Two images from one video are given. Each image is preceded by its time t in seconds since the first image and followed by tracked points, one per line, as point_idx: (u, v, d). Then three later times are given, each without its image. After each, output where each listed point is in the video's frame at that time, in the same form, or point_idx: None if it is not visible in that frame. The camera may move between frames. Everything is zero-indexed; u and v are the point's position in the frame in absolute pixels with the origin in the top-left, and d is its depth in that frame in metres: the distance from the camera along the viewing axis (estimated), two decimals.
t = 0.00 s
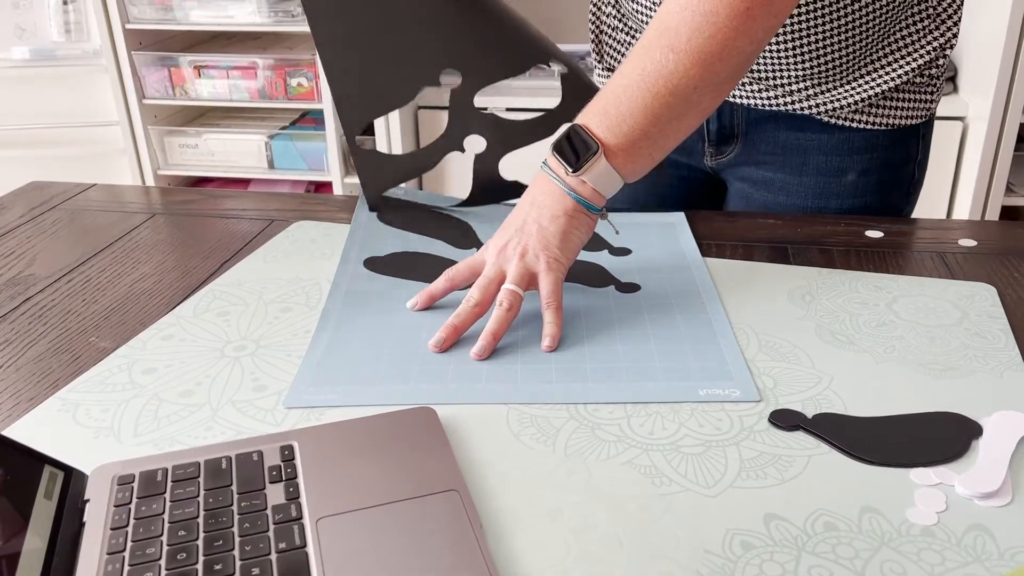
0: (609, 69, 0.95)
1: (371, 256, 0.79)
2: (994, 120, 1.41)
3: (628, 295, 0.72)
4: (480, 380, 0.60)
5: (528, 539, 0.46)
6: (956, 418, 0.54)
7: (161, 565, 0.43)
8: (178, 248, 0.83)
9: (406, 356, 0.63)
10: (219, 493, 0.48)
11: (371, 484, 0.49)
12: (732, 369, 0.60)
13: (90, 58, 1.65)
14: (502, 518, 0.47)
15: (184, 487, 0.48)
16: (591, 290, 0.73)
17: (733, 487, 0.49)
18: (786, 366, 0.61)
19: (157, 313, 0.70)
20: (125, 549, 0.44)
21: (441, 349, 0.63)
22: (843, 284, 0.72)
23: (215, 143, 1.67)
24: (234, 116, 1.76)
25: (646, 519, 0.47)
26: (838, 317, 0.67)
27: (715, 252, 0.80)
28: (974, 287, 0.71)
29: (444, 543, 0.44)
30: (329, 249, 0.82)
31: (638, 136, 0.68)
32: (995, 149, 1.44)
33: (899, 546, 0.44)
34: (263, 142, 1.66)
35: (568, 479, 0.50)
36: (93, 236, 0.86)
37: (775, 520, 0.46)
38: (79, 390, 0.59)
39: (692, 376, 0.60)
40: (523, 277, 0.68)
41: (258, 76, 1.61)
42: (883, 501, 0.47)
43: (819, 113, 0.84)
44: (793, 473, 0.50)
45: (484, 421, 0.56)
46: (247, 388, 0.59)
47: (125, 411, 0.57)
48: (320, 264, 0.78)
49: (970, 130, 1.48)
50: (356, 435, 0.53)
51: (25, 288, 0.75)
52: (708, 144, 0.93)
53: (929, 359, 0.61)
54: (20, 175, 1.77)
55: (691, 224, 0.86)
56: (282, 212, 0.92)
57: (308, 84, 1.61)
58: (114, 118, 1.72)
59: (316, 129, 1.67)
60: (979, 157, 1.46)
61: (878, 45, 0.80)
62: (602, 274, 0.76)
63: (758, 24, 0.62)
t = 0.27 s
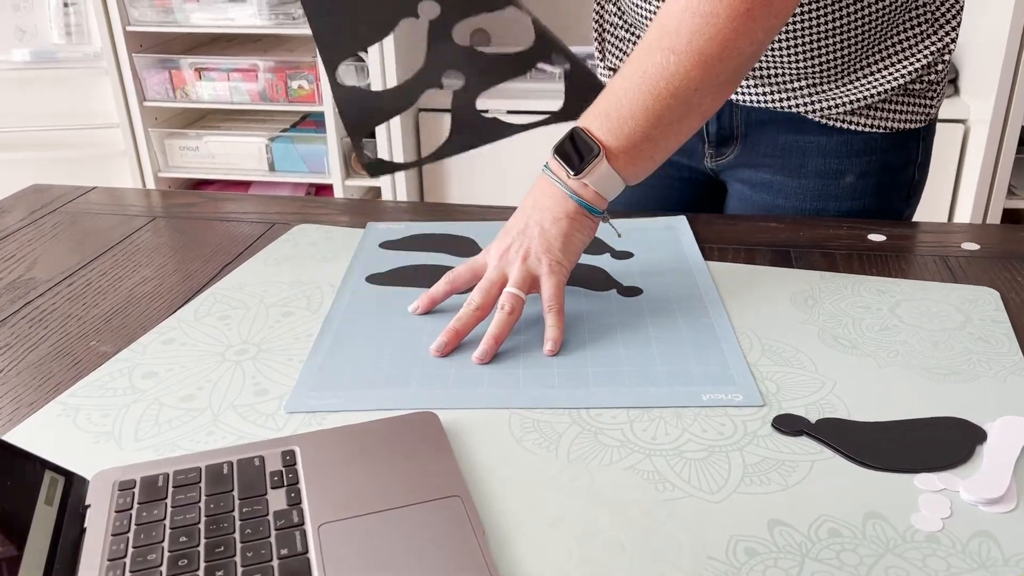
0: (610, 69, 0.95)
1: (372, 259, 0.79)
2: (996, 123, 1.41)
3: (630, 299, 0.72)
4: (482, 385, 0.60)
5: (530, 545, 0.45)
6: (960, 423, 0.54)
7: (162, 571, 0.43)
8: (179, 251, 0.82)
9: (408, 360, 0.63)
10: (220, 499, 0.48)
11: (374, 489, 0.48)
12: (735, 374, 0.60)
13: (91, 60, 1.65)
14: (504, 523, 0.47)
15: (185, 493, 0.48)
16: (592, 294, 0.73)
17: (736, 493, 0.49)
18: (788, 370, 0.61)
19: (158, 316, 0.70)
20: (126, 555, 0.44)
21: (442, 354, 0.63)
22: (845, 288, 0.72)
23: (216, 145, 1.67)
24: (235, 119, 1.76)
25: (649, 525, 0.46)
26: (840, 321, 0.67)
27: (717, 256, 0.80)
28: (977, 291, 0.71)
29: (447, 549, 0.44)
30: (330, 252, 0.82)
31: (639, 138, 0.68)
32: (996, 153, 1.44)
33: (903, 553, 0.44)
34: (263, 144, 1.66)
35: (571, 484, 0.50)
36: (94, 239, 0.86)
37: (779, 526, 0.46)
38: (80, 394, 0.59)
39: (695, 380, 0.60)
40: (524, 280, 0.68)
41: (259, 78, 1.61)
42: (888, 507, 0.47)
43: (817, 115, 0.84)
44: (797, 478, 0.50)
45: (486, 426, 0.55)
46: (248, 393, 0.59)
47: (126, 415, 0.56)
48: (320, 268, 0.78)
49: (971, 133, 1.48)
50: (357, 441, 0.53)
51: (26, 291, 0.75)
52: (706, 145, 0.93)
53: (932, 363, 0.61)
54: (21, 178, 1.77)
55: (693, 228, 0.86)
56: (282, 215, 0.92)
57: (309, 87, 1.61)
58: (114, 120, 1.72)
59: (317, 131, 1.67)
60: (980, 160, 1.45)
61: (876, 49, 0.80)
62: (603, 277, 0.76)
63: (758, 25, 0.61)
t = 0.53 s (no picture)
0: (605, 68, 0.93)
1: (373, 261, 0.79)
2: (996, 124, 1.41)
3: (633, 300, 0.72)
4: (489, 385, 0.60)
5: (533, 548, 0.45)
6: (962, 425, 0.53)
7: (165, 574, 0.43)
8: (181, 253, 0.82)
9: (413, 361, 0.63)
10: (222, 501, 0.47)
11: (376, 492, 0.48)
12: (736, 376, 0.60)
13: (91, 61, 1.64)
14: (507, 526, 0.47)
15: (188, 495, 0.48)
16: (594, 295, 0.73)
17: (739, 495, 0.49)
18: (791, 372, 0.61)
19: (159, 318, 0.70)
20: (129, 558, 0.44)
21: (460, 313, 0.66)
22: (847, 290, 0.72)
23: (216, 146, 1.67)
24: (235, 119, 1.76)
25: (652, 528, 0.46)
26: (843, 323, 0.67)
27: (719, 257, 0.80)
28: (978, 292, 0.71)
29: (450, 552, 0.44)
30: (331, 253, 0.82)
31: (628, 123, 0.67)
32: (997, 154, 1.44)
33: (907, 555, 0.44)
34: (264, 145, 1.66)
35: (573, 487, 0.50)
36: (95, 240, 0.86)
37: (782, 529, 0.46)
38: (82, 396, 0.59)
39: (701, 380, 0.60)
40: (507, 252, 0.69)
41: (259, 79, 1.60)
42: (891, 510, 0.47)
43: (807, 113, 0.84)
44: (800, 480, 0.50)
45: (490, 428, 0.55)
46: (250, 395, 0.59)
47: (128, 418, 0.56)
48: (322, 269, 0.78)
49: (972, 134, 1.47)
50: (359, 443, 0.53)
51: (27, 293, 0.75)
52: (702, 147, 0.92)
53: (934, 365, 0.61)
54: (21, 179, 1.77)
55: (694, 229, 0.86)
56: (283, 216, 0.92)
57: (310, 88, 1.60)
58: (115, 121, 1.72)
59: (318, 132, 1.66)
60: (980, 162, 1.45)
61: (869, 52, 0.80)
62: (608, 276, 0.76)
63: (749, 15, 0.62)
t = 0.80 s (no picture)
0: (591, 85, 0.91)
1: (372, 263, 0.79)
2: (996, 125, 1.41)
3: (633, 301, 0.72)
4: (491, 387, 0.60)
5: (534, 552, 0.45)
6: (962, 428, 0.54)
7: None
8: (180, 254, 0.82)
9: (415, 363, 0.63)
10: (223, 505, 0.48)
11: (376, 496, 0.48)
12: (736, 379, 0.60)
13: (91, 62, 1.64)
14: (508, 529, 0.47)
15: (188, 499, 0.48)
16: (594, 296, 0.73)
17: (740, 498, 0.49)
18: (791, 375, 0.61)
19: (160, 320, 0.70)
20: (130, 562, 0.44)
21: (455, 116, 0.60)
22: (847, 292, 0.72)
23: (216, 147, 1.67)
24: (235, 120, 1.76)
25: (653, 532, 0.46)
26: (843, 325, 0.67)
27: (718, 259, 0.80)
28: (978, 295, 0.71)
29: (451, 556, 0.44)
30: (331, 255, 0.82)
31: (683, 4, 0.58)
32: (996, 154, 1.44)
33: (907, 559, 0.44)
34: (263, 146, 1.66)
35: (574, 490, 0.50)
36: (95, 242, 0.86)
37: (783, 532, 0.46)
38: (83, 399, 0.59)
39: (704, 381, 0.60)
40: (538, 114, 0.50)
41: (259, 80, 1.60)
42: (892, 513, 0.47)
43: (810, 117, 0.82)
44: (801, 483, 0.50)
45: (491, 431, 0.55)
46: (250, 398, 0.59)
47: (129, 421, 0.56)
48: (322, 271, 0.78)
49: (971, 134, 1.47)
50: (359, 447, 0.53)
51: (27, 295, 0.75)
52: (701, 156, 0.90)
53: (934, 368, 0.61)
54: (21, 179, 1.77)
55: (693, 231, 0.86)
56: (283, 218, 0.92)
57: (310, 89, 1.60)
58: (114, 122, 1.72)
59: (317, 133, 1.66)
60: (979, 162, 1.45)
61: (868, 52, 0.79)
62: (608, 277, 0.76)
63: None
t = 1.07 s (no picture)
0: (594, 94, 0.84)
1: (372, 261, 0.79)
2: (994, 122, 1.41)
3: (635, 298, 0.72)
4: (493, 384, 0.60)
5: (538, 548, 0.45)
6: (963, 424, 0.54)
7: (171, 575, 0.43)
8: (181, 252, 0.82)
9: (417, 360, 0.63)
10: (227, 502, 0.48)
11: (380, 492, 0.48)
12: (738, 376, 0.60)
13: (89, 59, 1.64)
14: (511, 525, 0.47)
15: (192, 496, 0.48)
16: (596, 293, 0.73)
17: (742, 495, 0.49)
18: (793, 372, 0.61)
19: (161, 318, 0.70)
20: (134, 559, 0.44)
21: None
22: (848, 289, 0.72)
23: (214, 144, 1.67)
24: (233, 117, 1.76)
25: (656, 528, 0.47)
26: (844, 322, 0.67)
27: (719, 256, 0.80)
28: (978, 291, 0.71)
29: (455, 552, 0.44)
30: (332, 253, 0.82)
31: None
32: (995, 151, 1.44)
33: (910, 554, 0.44)
34: (262, 144, 1.66)
35: (577, 487, 0.50)
36: (96, 240, 0.86)
37: (786, 528, 0.46)
38: (85, 396, 0.59)
39: (705, 379, 0.60)
40: None
41: (257, 77, 1.60)
42: (894, 509, 0.47)
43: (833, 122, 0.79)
44: (803, 479, 0.50)
45: (494, 428, 0.56)
46: (253, 395, 0.59)
47: (131, 418, 0.56)
48: (323, 269, 0.78)
49: (969, 132, 1.48)
50: (362, 444, 0.53)
51: (29, 292, 0.75)
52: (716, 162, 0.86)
53: (935, 364, 0.61)
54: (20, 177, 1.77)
55: (693, 229, 0.86)
56: (283, 216, 0.92)
57: (309, 86, 1.60)
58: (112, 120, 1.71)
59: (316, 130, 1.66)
60: (977, 159, 1.46)
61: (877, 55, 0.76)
62: (608, 274, 0.76)
63: None
